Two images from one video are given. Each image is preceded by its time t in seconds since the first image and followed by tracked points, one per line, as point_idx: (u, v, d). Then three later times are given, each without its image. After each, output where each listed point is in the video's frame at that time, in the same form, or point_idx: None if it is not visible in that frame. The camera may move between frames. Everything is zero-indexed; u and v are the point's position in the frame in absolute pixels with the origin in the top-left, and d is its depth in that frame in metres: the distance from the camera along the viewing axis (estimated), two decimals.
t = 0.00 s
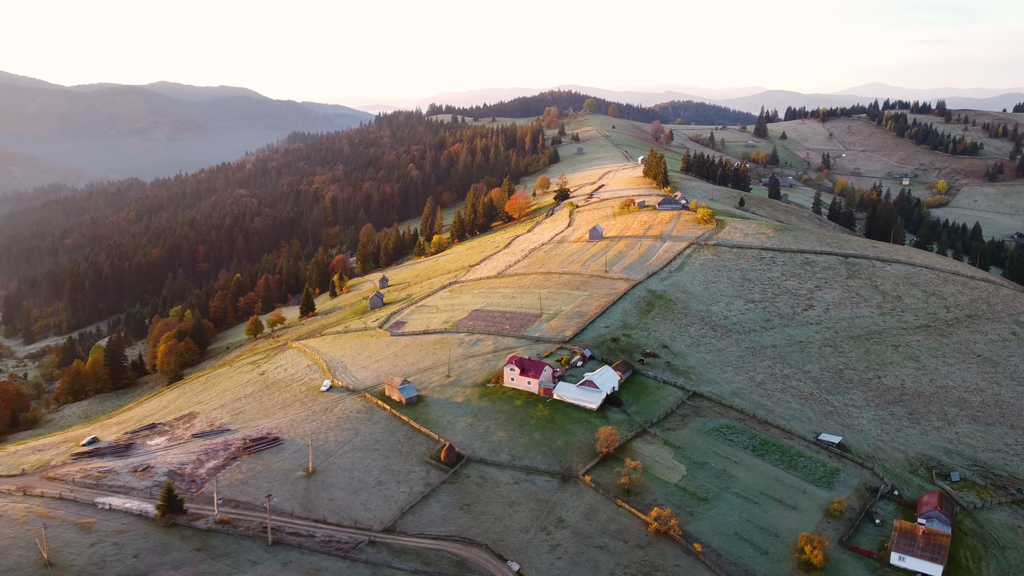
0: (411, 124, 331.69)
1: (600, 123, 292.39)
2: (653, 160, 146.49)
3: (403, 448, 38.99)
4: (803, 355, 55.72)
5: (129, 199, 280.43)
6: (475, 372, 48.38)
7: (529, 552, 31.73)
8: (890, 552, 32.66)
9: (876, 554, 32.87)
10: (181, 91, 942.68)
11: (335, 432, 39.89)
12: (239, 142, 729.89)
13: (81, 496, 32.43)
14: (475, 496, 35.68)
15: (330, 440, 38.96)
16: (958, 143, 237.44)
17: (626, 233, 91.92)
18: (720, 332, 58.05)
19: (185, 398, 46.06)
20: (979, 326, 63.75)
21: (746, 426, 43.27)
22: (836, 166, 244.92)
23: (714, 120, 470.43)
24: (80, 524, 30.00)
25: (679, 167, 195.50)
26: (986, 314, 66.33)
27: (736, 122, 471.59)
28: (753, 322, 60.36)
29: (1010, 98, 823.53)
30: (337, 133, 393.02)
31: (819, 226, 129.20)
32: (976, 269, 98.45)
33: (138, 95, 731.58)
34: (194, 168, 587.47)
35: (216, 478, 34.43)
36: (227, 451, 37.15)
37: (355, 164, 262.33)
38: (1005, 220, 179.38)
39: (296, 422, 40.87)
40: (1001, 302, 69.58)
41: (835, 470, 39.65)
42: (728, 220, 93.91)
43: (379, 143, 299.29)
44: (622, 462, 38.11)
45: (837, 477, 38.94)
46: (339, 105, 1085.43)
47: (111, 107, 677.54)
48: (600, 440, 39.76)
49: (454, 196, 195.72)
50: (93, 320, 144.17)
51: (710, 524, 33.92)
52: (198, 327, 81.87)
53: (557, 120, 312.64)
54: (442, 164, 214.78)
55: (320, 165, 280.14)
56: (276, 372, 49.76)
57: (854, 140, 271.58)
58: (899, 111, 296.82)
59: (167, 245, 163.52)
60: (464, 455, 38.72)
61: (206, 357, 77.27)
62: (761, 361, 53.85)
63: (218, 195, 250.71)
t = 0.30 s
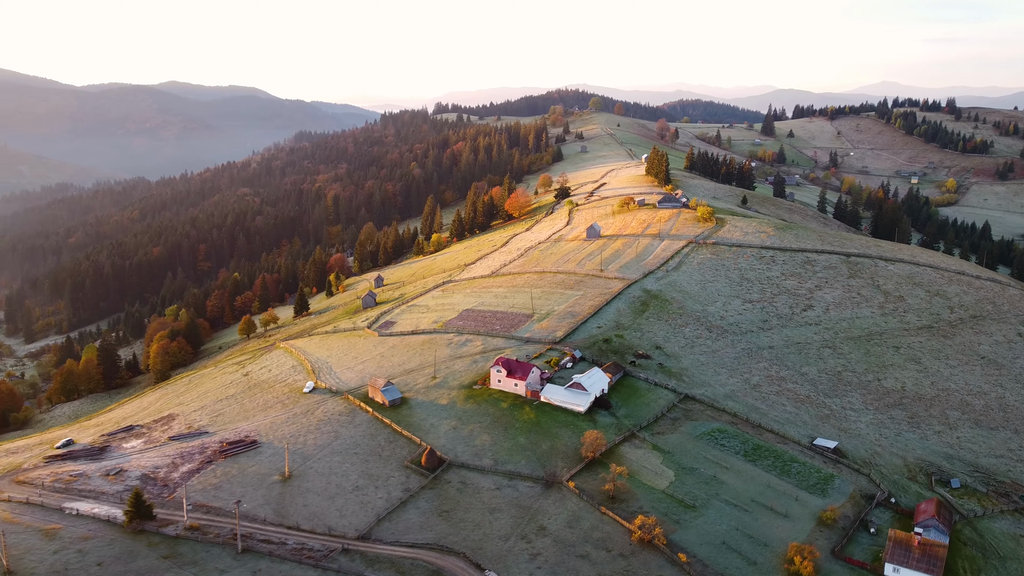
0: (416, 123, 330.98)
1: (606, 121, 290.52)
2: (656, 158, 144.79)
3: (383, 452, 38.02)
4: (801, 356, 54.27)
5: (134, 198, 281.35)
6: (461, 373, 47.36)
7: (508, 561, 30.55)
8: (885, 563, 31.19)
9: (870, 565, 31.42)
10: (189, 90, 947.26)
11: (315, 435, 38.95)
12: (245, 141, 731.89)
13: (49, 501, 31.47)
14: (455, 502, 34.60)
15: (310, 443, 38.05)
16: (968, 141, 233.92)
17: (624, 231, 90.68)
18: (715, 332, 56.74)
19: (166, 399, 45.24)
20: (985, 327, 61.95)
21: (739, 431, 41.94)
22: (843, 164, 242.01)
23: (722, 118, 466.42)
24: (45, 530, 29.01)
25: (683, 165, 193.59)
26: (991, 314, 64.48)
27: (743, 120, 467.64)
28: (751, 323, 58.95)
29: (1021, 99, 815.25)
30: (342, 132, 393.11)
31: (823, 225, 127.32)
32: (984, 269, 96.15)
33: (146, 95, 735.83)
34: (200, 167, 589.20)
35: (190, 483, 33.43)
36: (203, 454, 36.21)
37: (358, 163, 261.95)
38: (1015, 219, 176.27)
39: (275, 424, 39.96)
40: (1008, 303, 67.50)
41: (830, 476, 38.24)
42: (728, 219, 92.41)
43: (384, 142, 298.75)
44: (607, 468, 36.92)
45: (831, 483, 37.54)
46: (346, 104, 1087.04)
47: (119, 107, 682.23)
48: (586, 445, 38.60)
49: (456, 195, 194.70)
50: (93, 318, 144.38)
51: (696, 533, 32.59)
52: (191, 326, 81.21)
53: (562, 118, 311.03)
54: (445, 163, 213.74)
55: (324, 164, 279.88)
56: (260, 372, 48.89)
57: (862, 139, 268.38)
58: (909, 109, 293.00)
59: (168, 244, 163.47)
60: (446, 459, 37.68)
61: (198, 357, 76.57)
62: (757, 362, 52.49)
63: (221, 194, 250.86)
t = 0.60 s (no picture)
0: (423, 122, 330.44)
1: (614, 120, 288.44)
2: (661, 156, 142.99)
3: (364, 457, 36.99)
4: (801, 359, 52.66)
5: (143, 197, 283.12)
6: (450, 375, 46.33)
7: (487, 572, 29.26)
8: None
9: None
10: (199, 89, 953.05)
11: (295, 439, 38.01)
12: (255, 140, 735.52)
13: (17, 505, 30.55)
14: (435, 509, 33.46)
15: (289, 447, 37.12)
16: (982, 140, 229.34)
17: (625, 230, 89.26)
18: (713, 334, 55.30)
19: (149, 401, 44.58)
20: (995, 329, 59.77)
21: (733, 436, 40.50)
22: (854, 164, 238.33)
23: (733, 117, 461.88)
24: (9, 536, 28.00)
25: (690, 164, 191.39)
26: (1002, 316, 62.26)
27: (754, 118, 462.78)
28: (750, 324, 57.40)
29: None
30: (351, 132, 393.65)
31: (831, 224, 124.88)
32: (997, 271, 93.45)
33: (158, 95, 742.21)
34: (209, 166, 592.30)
35: (163, 488, 32.50)
36: (180, 458, 35.40)
37: (364, 161, 261.77)
38: None
39: (256, 427, 39.12)
40: (1019, 303, 65.15)
41: (827, 484, 36.70)
42: (732, 217, 90.61)
43: (391, 141, 298.59)
44: (594, 475, 35.62)
45: (828, 492, 35.98)
46: (355, 103, 1089.35)
47: (132, 107, 689.01)
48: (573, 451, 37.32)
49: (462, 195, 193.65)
50: (97, 317, 145.00)
51: (684, 543, 31.11)
52: (187, 325, 80.73)
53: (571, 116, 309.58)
54: (450, 162, 212.69)
55: (330, 162, 280.05)
56: (245, 373, 48.21)
57: (874, 138, 264.25)
58: (922, 108, 288.18)
59: (173, 243, 163.92)
60: (428, 464, 36.63)
61: (193, 356, 76.08)
62: (755, 365, 50.95)
63: (229, 193, 251.55)
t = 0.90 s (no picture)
0: (436, 121, 330.46)
1: (628, 118, 285.55)
2: (672, 154, 140.71)
3: (350, 460, 36.00)
4: (808, 362, 50.72)
5: (159, 195, 286.45)
6: (443, 377, 45.21)
7: None
8: None
9: None
10: (217, 88, 963.94)
11: (281, 441, 37.13)
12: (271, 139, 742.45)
13: None
14: (420, 516, 32.32)
15: (273, 449, 36.20)
16: (1006, 138, 222.99)
17: (631, 229, 87.55)
18: (717, 335, 53.55)
19: (138, 401, 44.06)
20: (1015, 332, 57.10)
21: (733, 442, 38.86)
22: (872, 163, 233.29)
23: (749, 116, 456.24)
24: None
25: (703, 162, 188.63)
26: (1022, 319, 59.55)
27: (771, 118, 456.15)
28: (756, 326, 55.52)
29: None
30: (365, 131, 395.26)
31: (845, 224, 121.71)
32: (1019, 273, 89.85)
33: (176, 96, 752.94)
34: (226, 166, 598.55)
35: (141, 491, 31.72)
36: (161, 460, 34.68)
37: (377, 160, 262.08)
38: None
39: (242, 428, 38.37)
40: None
41: (830, 494, 34.88)
42: (741, 216, 88.41)
43: (404, 140, 299.05)
44: (585, 482, 34.24)
45: (831, 502, 34.21)
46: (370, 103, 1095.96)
47: (152, 107, 699.76)
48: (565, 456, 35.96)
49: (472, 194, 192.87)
50: (107, 314, 146.47)
51: (676, 554, 29.59)
52: (189, 323, 80.59)
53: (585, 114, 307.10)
54: (461, 160, 211.97)
55: (343, 162, 280.77)
56: (237, 373, 47.58)
57: (893, 137, 258.57)
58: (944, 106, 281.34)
59: (183, 241, 165.14)
60: (415, 469, 35.53)
61: (194, 355, 75.83)
62: (760, 368, 49.12)
63: (242, 191, 253.53)
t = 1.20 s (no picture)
0: (453, 120, 330.06)
1: (645, 117, 282.15)
2: (687, 152, 138.01)
3: (338, 464, 34.97)
4: (819, 366, 48.55)
5: (177, 193, 290.21)
6: (439, 378, 44.06)
7: None
8: None
9: None
10: (238, 88, 977.53)
11: (268, 443, 36.27)
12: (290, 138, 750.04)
13: None
14: (406, 522, 31.11)
15: (260, 451, 35.37)
16: None
17: (641, 228, 85.60)
18: (725, 338, 51.61)
19: (130, 401, 43.67)
20: None
21: (736, 449, 37.02)
22: (895, 163, 227.04)
23: (770, 116, 448.47)
24: None
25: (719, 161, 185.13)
26: None
27: (791, 117, 447.74)
28: (766, 328, 53.42)
29: None
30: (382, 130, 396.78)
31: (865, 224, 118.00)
32: None
33: (198, 96, 764.60)
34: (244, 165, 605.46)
35: (122, 494, 31.00)
36: (145, 462, 34.01)
37: (391, 159, 262.32)
38: None
39: (230, 429, 37.63)
40: None
41: (837, 504, 32.95)
42: (755, 215, 85.96)
43: (420, 139, 299.06)
44: (578, 489, 32.72)
45: (838, 513, 32.26)
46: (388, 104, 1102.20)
47: (175, 107, 711.43)
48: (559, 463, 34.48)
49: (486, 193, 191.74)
50: (122, 311, 148.16)
51: (670, 567, 27.93)
52: (194, 321, 80.61)
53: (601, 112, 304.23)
54: (474, 159, 211.02)
55: (358, 160, 281.88)
56: (231, 373, 46.98)
57: (917, 136, 251.45)
58: (971, 105, 273.02)
59: (197, 239, 166.53)
60: (404, 474, 34.34)
61: (198, 353, 75.76)
62: (768, 372, 47.09)
63: (259, 190, 255.79)
